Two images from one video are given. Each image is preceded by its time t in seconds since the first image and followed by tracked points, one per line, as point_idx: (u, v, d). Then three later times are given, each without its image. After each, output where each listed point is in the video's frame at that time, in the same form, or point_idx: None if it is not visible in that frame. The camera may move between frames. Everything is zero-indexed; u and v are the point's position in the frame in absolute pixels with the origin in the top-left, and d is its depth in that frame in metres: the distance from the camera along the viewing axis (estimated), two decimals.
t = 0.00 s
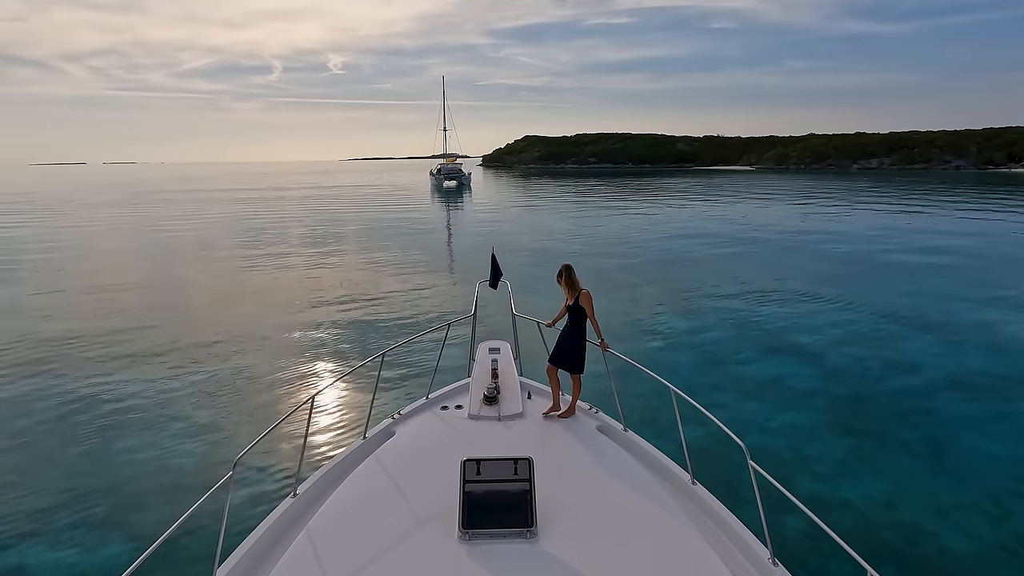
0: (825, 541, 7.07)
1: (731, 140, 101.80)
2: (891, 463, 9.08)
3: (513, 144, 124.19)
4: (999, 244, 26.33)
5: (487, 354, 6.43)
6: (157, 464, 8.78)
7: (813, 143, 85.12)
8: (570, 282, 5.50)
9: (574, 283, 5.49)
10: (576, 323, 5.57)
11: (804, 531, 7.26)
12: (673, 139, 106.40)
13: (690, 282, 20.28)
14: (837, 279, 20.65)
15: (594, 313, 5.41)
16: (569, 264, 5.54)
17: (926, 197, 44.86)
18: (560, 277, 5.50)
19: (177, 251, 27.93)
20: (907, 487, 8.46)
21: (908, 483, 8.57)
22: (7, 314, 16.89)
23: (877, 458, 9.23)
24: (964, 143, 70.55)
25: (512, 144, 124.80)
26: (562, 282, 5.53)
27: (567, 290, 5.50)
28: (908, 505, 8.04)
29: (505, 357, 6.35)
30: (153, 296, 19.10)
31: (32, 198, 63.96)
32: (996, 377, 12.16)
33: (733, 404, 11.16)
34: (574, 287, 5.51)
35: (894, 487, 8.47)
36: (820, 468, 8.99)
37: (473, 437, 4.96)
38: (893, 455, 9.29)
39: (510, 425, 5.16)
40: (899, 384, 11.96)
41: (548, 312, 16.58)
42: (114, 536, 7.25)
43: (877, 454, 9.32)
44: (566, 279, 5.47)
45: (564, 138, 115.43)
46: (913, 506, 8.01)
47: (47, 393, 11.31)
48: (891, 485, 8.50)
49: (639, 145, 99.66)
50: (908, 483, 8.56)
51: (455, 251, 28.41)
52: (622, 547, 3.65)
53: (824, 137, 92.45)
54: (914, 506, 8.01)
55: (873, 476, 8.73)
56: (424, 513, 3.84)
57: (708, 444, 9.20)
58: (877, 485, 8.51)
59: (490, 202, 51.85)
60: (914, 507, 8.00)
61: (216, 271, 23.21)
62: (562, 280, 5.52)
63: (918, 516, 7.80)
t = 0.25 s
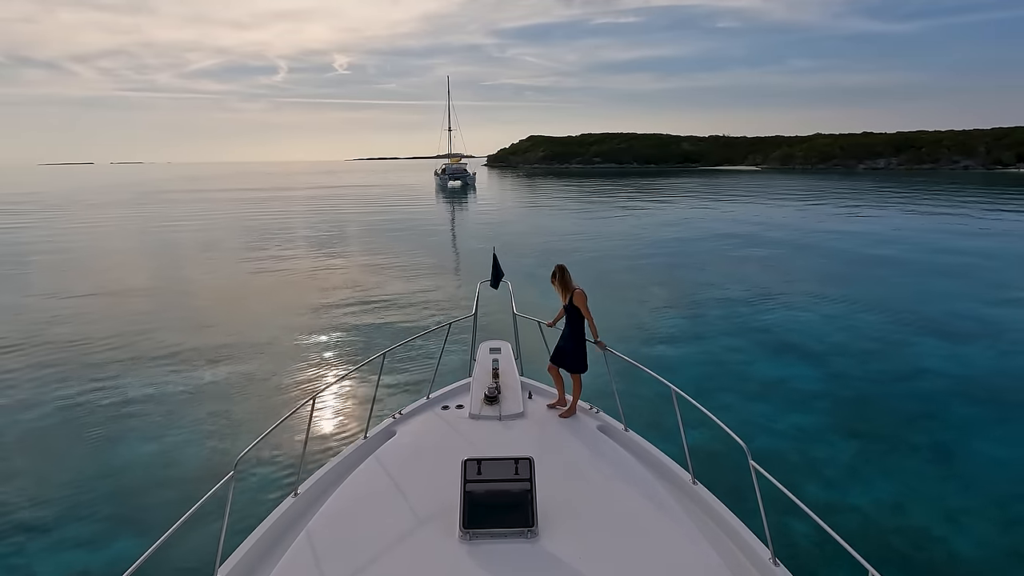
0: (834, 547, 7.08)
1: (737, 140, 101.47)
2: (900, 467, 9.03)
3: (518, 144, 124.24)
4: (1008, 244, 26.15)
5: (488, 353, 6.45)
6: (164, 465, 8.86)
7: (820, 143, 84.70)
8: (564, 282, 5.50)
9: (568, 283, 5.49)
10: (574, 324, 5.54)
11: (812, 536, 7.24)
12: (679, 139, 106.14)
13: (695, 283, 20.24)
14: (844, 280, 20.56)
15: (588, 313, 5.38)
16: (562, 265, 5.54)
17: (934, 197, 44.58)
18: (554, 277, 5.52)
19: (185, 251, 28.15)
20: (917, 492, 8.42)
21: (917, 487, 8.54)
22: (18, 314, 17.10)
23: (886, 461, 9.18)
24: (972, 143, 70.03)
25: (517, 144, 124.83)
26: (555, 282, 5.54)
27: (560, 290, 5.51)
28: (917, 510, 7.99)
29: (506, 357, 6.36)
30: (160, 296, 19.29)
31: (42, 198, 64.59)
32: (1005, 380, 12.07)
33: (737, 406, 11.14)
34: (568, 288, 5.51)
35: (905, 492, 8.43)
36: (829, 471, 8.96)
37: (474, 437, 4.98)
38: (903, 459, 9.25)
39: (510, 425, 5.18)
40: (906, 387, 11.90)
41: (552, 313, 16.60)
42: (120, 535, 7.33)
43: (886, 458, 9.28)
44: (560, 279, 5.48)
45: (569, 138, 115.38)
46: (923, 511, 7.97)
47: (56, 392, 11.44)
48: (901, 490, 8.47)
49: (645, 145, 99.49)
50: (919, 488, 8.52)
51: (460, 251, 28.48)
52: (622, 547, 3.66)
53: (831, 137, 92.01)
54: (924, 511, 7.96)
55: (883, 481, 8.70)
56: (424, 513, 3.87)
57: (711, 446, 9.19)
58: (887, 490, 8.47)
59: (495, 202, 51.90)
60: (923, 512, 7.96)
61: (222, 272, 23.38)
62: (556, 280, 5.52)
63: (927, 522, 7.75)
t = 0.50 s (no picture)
0: (839, 552, 6.99)
1: (743, 140, 101.12)
2: (909, 471, 8.95)
3: (523, 144, 124.21)
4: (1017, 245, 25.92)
5: (489, 353, 6.42)
6: (167, 466, 8.88)
7: (826, 143, 84.30)
8: (561, 282, 5.47)
9: (563, 282, 5.46)
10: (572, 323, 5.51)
11: (818, 541, 7.16)
12: (684, 139, 105.86)
13: (700, 284, 20.15)
14: (850, 281, 20.44)
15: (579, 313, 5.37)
16: (558, 264, 5.54)
17: (942, 197, 44.26)
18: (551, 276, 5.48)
19: (190, 251, 28.23)
20: (926, 496, 8.34)
21: (926, 491, 8.45)
22: (24, 313, 17.18)
23: (895, 465, 9.10)
24: (980, 143, 69.51)
25: (522, 145, 124.83)
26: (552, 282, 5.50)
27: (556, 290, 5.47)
28: (926, 514, 7.91)
29: (507, 357, 6.33)
30: (165, 296, 19.33)
31: (49, 198, 64.93)
32: (1014, 382, 11.95)
33: (742, 408, 11.08)
34: (563, 286, 5.49)
35: (914, 496, 8.34)
36: (836, 474, 8.89)
37: (474, 436, 4.95)
38: (911, 463, 9.16)
39: (511, 425, 5.15)
40: (914, 389, 11.79)
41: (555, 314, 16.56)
42: (122, 536, 7.34)
43: (895, 462, 9.19)
44: (556, 278, 5.45)
45: (574, 138, 115.26)
46: (932, 516, 7.89)
47: (59, 392, 11.48)
48: (910, 494, 8.39)
49: (650, 145, 99.26)
50: (928, 492, 8.43)
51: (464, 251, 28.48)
52: (625, 548, 3.62)
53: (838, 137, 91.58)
54: (933, 516, 7.88)
55: (891, 484, 8.61)
56: (425, 513, 3.84)
57: (716, 449, 9.12)
58: (895, 494, 8.39)
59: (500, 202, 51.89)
60: (932, 516, 7.87)
61: (227, 272, 23.43)
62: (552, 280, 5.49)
63: (936, 526, 7.67)
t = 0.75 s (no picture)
0: (847, 555, 6.97)
1: (749, 140, 100.77)
2: (916, 474, 8.88)
3: (528, 144, 124.24)
4: None
5: (490, 353, 6.42)
6: (173, 467, 8.96)
7: (833, 143, 83.82)
8: (561, 281, 5.45)
9: (560, 281, 5.45)
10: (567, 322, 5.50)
11: (825, 546, 7.10)
12: (690, 139, 105.57)
13: (705, 284, 20.10)
14: (857, 282, 20.33)
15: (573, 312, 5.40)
16: (558, 262, 5.52)
17: (950, 197, 43.98)
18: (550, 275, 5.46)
19: (197, 251, 28.40)
20: (934, 501, 8.27)
21: (934, 496, 8.38)
22: (33, 313, 17.34)
23: (902, 468, 9.03)
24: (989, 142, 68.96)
25: (527, 145, 124.87)
26: (551, 281, 5.48)
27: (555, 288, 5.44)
28: (933, 519, 7.85)
29: (508, 357, 6.33)
30: (172, 296, 19.45)
31: (58, 198, 65.43)
32: None
33: (748, 410, 11.03)
34: (560, 285, 5.48)
35: (921, 500, 8.29)
36: (842, 477, 8.83)
37: (475, 436, 4.95)
38: (919, 466, 9.10)
39: (512, 425, 5.15)
40: (922, 391, 11.70)
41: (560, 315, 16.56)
42: (126, 536, 7.42)
43: (902, 465, 9.13)
44: (556, 277, 5.43)
45: (580, 138, 115.18)
46: (940, 520, 7.83)
47: (67, 392, 11.59)
48: (917, 498, 8.32)
49: (656, 145, 99.07)
50: (936, 497, 8.37)
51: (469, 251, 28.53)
52: (626, 548, 3.61)
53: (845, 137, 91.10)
54: (942, 521, 7.81)
55: (899, 488, 8.55)
56: (426, 513, 3.84)
57: (720, 451, 9.09)
58: (903, 498, 8.33)
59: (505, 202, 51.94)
60: (940, 521, 7.80)
61: (233, 272, 23.55)
62: (552, 279, 5.46)
63: (945, 531, 7.61)
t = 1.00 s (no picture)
0: (847, 561, 6.92)
1: (752, 140, 100.57)
2: (920, 478, 8.85)
3: (531, 144, 124.32)
4: None
5: (487, 353, 6.42)
6: (172, 466, 8.96)
7: (836, 143, 83.58)
8: (559, 280, 5.44)
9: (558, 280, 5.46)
10: (563, 320, 5.51)
11: (827, 549, 7.09)
12: (693, 139, 105.43)
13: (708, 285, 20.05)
14: (860, 283, 20.26)
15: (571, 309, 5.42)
16: (558, 261, 5.52)
17: (954, 198, 43.80)
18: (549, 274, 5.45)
19: (200, 251, 28.43)
20: (938, 505, 8.25)
21: (938, 499, 8.36)
22: (35, 313, 17.37)
23: (906, 472, 9.00)
24: (993, 142, 68.61)
25: (530, 145, 124.88)
26: (549, 279, 5.46)
27: (553, 287, 5.42)
28: (938, 523, 7.82)
29: (506, 357, 6.33)
30: (175, 296, 19.48)
31: (62, 198, 65.58)
32: None
33: (750, 412, 11.02)
34: (557, 284, 5.49)
35: (926, 504, 8.26)
36: (845, 480, 8.81)
37: (473, 437, 4.96)
38: (922, 469, 9.07)
39: (510, 425, 5.14)
40: (926, 394, 11.66)
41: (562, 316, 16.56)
42: (125, 536, 7.40)
43: (905, 468, 9.10)
44: (555, 276, 5.42)
45: (582, 138, 115.12)
46: (944, 524, 7.80)
47: (68, 392, 11.60)
48: (921, 502, 8.30)
49: (658, 145, 98.93)
50: (940, 500, 8.34)
51: (471, 252, 28.54)
52: (623, 548, 3.61)
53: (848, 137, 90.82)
54: (946, 525, 7.79)
55: (902, 492, 8.53)
56: (424, 513, 3.85)
57: (721, 453, 9.08)
58: (906, 502, 8.30)
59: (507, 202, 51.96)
60: (944, 525, 7.78)
61: (235, 272, 23.57)
62: (552, 278, 5.45)
63: (949, 535, 7.58)
